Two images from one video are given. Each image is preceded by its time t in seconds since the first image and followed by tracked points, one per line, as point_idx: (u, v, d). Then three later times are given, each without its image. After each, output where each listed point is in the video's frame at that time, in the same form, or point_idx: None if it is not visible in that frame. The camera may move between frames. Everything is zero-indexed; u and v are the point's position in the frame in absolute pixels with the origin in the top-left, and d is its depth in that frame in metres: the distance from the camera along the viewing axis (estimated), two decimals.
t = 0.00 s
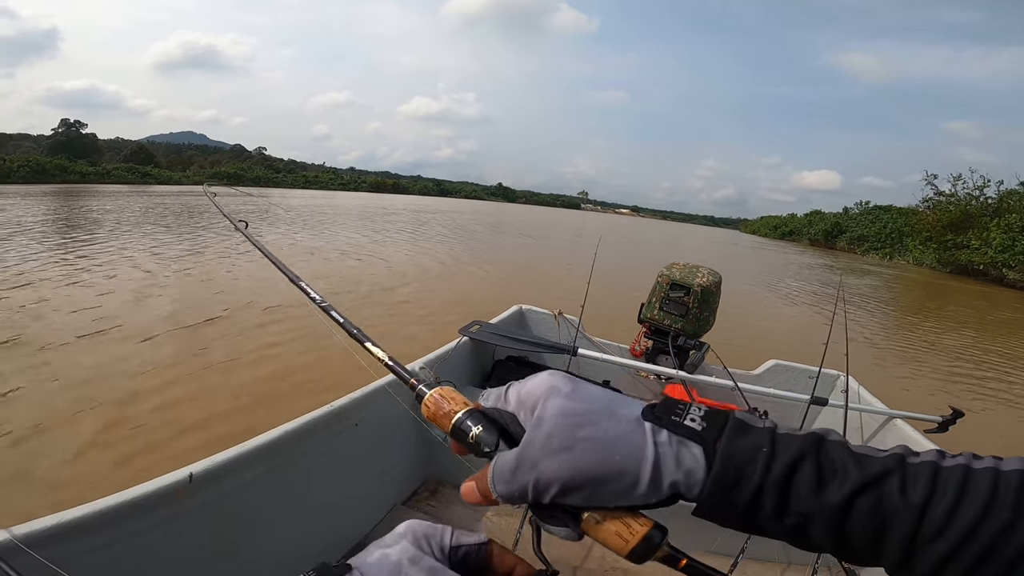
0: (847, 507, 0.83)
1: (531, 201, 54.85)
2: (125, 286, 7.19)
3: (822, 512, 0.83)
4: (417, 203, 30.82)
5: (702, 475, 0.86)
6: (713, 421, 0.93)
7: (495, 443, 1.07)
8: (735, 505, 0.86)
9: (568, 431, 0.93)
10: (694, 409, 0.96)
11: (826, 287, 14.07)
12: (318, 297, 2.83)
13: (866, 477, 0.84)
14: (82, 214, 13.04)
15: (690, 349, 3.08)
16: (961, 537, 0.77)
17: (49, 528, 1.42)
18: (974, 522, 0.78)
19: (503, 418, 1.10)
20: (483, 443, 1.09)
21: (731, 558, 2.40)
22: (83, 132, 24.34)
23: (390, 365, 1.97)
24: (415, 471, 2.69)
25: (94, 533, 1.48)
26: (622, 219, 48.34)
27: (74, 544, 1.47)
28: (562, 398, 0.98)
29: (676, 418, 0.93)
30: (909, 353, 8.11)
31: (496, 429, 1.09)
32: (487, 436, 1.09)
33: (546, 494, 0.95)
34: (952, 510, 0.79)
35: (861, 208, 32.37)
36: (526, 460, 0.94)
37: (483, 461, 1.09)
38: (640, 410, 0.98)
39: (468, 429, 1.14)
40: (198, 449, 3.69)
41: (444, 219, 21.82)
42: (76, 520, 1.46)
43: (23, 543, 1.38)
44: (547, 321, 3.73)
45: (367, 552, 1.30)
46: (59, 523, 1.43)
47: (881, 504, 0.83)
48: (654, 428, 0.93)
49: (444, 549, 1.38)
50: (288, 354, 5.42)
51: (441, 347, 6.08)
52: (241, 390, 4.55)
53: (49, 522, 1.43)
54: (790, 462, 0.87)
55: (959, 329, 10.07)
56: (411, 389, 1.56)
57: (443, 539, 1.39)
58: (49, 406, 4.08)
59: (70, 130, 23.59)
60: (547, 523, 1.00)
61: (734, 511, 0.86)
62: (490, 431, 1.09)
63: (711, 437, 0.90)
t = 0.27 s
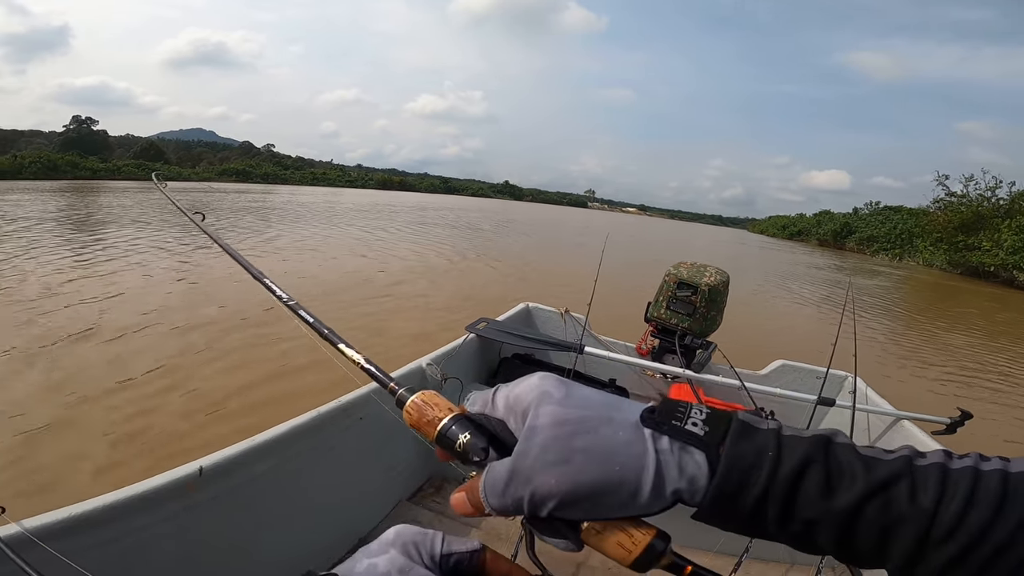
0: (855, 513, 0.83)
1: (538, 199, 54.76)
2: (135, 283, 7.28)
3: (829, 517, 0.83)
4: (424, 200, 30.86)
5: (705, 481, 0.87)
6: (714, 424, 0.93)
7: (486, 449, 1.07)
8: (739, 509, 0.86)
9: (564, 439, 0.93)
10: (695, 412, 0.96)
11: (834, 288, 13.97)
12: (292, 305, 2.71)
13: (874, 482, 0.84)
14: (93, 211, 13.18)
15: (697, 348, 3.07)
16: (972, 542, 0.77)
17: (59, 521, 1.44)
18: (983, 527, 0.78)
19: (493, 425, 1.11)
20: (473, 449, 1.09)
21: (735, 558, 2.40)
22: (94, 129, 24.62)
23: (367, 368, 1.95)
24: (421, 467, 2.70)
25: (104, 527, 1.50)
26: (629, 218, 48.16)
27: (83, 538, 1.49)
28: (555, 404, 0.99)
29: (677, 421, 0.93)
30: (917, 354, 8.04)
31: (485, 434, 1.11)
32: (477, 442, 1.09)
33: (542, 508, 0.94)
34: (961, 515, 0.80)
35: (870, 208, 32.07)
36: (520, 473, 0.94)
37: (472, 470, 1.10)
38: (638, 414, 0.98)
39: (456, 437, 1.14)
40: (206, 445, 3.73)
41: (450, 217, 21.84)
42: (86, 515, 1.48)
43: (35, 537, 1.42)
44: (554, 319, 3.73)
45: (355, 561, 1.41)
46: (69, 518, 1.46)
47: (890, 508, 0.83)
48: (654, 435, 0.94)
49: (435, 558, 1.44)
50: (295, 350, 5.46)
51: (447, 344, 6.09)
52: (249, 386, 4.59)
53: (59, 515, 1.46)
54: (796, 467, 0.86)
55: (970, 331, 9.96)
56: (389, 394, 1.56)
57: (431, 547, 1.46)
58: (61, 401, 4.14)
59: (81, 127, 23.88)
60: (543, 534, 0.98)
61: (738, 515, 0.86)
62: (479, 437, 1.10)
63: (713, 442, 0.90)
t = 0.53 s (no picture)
0: (848, 510, 0.83)
1: (542, 195, 54.65)
2: (140, 278, 7.31)
3: (823, 515, 0.84)
4: (428, 196, 30.88)
5: (701, 479, 0.87)
6: (710, 422, 0.93)
7: (482, 450, 1.09)
8: (733, 505, 0.87)
9: (558, 440, 0.93)
10: (692, 411, 0.96)
11: (839, 285, 13.91)
12: (285, 302, 2.73)
13: (869, 481, 0.84)
14: (99, 207, 13.24)
15: (701, 345, 3.06)
16: (965, 541, 0.78)
17: (66, 515, 1.45)
18: (978, 526, 0.78)
19: (487, 424, 1.14)
20: (467, 451, 1.11)
21: (738, 555, 2.40)
22: (100, 126, 24.73)
23: (358, 365, 1.93)
24: (425, 462, 2.71)
25: (111, 520, 1.52)
26: (633, 215, 48.03)
27: (91, 531, 1.50)
28: (549, 402, 0.99)
29: (672, 420, 0.94)
30: (922, 352, 8.01)
31: (480, 434, 1.13)
32: (471, 443, 1.11)
33: (539, 508, 0.94)
34: (955, 515, 0.80)
35: (876, 207, 31.89)
36: (516, 474, 0.94)
37: (467, 469, 1.11)
38: (632, 413, 0.98)
39: (450, 436, 1.16)
40: (212, 440, 3.76)
41: (454, 213, 21.85)
42: (94, 508, 1.49)
43: (44, 530, 1.43)
44: (558, 315, 3.73)
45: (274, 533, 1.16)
46: (76, 511, 1.47)
47: (884, 507, 0.83)
48: (649, 433, 0.93)
49: (358, 521, 1.20)
50: (299, 346, 5.47)
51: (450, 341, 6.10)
52: (254, 382, 4.62)
53: (66, 508, 1.47)
54: (792, 465, 0.87)
55: (975, 329, 9.91)
56: (381, 391, 1.57)
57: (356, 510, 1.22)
58: (68, 396, 4.18)
59: (87, 123, 23.99)
60: (539, 534, 0.97)
61: (732, 512, 0.87)
62: (474, 436, 1.12)
63: (710, 440, 0.90)
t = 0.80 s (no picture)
0: (857, 504, 0.83)
1: (544, 194, 54.57)
2: (143, 277, 7.33)
3: (832, 509, 0.84)
4: (430, 195, 30.90)
5: (708, 472, 0.87)
6: (716, 414, 0.93)
7: (480, 443, 1.09)
8: (740, 500, 0.87)
9: (566, 431, 0.91)
10: (698, 404, 0.96)
11: (842, 284, 13.86)
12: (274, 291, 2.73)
13: (879, 475, 0.84)
14: (102, 206, 13.27)
15: (703, 343, 3.06)
16: (974, 537, 0.77)
17: (72, 513, 1.46)
18: (987, 521, 0.78)
19: (487, 417, 1.14)
20: (465, 445, 1.11)
21: (741, 554, 2.40)
22: (102, 125, 24.79)
23: (352, 358, 1.91)
24: (427, 460, 2.71)
25: (117, 518, 1.53)
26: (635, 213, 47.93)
27: (97, 529, 1.51)
28: (554, 393, 0.98)
29: (679, 412, 0.94)
30: (926, 351, 7.99)
31: (479, 427, 1.13)
32: (470, 436, 1.11)
33: (543, 504, 0.92)
34: (965, 510, 0.80)
35: (879, 205, 31.75)
36: (520, 467, 0.91)
37: (465, 463, 1.11)
38: (639, 405, 0.98)
39: (449, 429, 1.16)
40: (216, 439, 3.77)
41: (456, 211, 21.83)
42: (99, 506, 1.50)
43: (50, 528, 1.44)
44: (560, 313, 3.73)
45: (310, 524, 1.26)
46: (82, 509, 1.47)
47: (893, 502, 0.83)
48: (656, 425, 0.93)
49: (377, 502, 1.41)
50: (301, 344, 5.49)
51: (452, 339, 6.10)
52: (257, 381, 4.63)
53: (72, 507, 1.47)
54: (800, 459, 0.87)
55: (979, 328, 9.87)
56: (376, 383, 1.57)
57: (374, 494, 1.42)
58: (73, 395, 4.19)
59: (89, 123, 24.03)
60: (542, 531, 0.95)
61: (739, 507, 0.87)
62: (472, 429, 1.12)
63: (716, 433, 0.90)
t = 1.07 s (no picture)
0: (890, 517, 0.83)
1: (541, 195, 54.63)
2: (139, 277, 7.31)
3: (865, 522, 0.83)
4: (428, 196, 30.90)
5: (734, 494, 0.85)
6: (737, 433, 0.90)
7: (481, 477, 1.07)
8: (770, 516, 0.86)
9: (582, 467, 0.87)
10: (717, 421, 0.92)
11: (839, 285, 13.91)
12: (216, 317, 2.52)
13: (912, 485, 0.83)
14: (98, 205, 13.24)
15: (701, 344, 3.06)
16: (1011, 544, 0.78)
17: (68, 514, 1.45)
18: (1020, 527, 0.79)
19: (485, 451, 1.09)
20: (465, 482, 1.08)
21: (738, 554, 2.41)
22: (99, 124, 24.75)
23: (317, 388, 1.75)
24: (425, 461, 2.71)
25: (113, 518, 1.52)
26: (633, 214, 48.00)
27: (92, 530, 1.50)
28: (561, 424, 0.92)
29: (698, 433, 0.89)
30: (922, 352, 8.01)
31: (477, 461, 1.09)
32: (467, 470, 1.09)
33: (565, 544, 0.90)
34: (999, 517, 0.80)
35: (876, 206, 31.88)
36: (535, 511, 0.89)
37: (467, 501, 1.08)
38: (654, 426, 0.92)
39: (443, 468, 1.12)
40: (212, 439, 3.76)
41: (454, 212, 21.84)
42: (95, 506, 1.49)
43: (45, 529, 1.43)
44: (558, 314, 3.73)
45: (329, 534, 1.25)
46: (78, 510, 1.47)
47: (926, 511, 0.83)
48: (677, 452, 0.88)
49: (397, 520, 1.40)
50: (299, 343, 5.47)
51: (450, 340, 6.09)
52: (254, 381, 4.62)
53: (67, 508, 1.47)
54: (831, 474, 0.85)
55: (975, 329, 9.90)
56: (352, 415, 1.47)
57: (395, 511, 1.41)
58: (68, 395, 4.18)
59: (86, 122, 23.99)
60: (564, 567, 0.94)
61: (769, 524, 0.86)
62: (470, 465, 1.09)
63: (740, 452, 0.87)
